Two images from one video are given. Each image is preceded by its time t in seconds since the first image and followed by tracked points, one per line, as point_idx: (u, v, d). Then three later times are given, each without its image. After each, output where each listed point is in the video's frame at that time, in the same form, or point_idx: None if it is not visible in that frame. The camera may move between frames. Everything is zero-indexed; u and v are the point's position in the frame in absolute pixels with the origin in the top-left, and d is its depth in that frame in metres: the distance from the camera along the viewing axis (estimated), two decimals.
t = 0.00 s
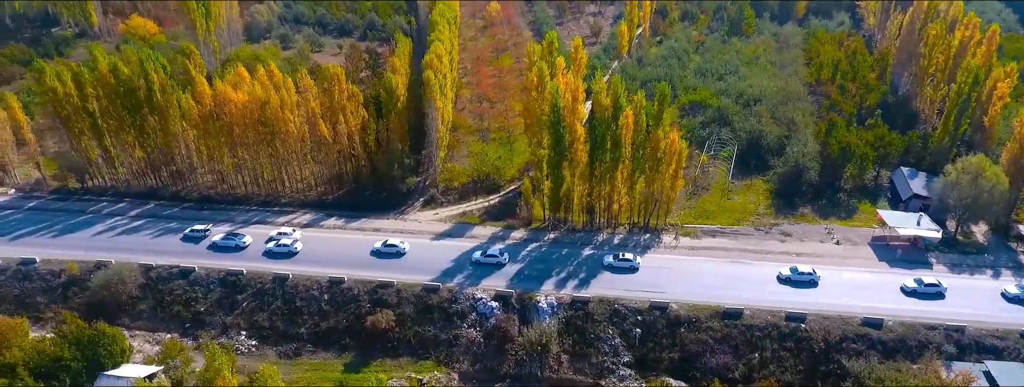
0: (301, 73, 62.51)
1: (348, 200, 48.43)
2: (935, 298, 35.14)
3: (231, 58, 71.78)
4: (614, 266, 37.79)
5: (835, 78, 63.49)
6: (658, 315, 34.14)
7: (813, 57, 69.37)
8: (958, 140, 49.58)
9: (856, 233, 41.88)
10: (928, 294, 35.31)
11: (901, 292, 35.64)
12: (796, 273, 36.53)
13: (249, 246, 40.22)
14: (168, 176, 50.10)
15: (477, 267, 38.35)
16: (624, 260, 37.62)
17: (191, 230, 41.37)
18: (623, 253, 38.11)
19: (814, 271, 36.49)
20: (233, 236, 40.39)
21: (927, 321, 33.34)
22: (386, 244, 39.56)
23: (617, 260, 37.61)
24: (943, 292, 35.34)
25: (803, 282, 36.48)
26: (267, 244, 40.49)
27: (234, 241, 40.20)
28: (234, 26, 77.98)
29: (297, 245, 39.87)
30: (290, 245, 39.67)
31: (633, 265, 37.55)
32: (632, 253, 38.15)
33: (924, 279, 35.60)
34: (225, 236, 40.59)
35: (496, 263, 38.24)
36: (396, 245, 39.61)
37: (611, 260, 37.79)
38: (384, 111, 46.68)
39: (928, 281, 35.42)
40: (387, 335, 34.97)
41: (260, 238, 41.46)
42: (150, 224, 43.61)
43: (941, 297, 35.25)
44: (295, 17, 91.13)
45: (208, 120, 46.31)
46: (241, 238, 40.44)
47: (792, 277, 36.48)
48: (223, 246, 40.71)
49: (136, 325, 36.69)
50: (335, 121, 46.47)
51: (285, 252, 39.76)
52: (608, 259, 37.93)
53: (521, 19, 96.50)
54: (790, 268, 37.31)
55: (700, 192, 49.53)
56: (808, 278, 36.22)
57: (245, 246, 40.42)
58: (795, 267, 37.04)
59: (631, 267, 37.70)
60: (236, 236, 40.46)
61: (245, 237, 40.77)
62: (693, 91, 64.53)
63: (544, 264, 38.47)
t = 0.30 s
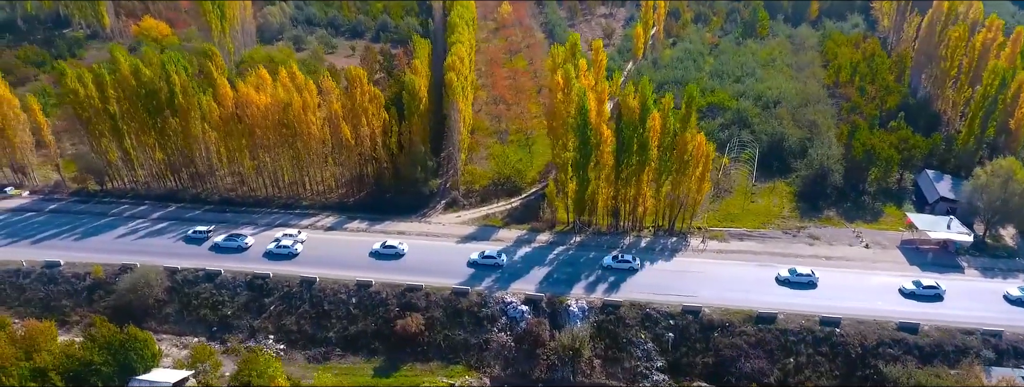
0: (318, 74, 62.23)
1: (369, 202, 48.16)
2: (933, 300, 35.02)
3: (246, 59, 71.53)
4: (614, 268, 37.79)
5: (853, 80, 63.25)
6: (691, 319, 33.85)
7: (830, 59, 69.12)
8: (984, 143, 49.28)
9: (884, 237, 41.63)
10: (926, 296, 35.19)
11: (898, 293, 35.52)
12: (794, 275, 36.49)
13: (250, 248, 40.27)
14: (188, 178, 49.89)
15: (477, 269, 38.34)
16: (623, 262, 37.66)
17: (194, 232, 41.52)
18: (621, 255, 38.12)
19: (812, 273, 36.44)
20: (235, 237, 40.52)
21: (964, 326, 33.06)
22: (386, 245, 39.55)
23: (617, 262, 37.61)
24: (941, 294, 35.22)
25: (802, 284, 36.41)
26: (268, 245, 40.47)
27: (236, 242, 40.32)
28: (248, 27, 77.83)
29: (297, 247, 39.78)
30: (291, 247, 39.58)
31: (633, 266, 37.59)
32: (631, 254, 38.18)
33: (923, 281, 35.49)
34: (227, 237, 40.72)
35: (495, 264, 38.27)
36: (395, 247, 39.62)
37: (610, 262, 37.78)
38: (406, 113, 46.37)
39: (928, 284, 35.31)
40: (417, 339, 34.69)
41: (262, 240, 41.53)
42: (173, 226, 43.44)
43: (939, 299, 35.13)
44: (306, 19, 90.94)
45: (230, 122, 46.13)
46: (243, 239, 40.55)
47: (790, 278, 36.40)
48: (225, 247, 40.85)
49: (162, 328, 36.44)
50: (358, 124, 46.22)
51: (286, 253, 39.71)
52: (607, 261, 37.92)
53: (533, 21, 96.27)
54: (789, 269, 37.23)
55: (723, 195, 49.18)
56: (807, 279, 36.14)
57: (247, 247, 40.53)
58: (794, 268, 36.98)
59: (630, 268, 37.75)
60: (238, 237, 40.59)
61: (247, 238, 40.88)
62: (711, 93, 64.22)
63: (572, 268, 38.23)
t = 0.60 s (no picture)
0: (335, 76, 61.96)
1: (390, 205, 47.85)
2: (932, 302, 34.85)
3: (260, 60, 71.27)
4: (614, 270, 37.59)
5: (872, 82, 62.98)
6: (724, 324, 33.55)
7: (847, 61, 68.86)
8: (1009, 145, 48.97)
9: (913, 240, 41.37)
10: (925, 297, 35.05)
11: (897, 295, 35.45)
12: (792, 276, 36.42)
13: (252, 249, 40.17)
14: (208, 181, 49.62)
15: (475, 270, 38.30)
16: (623, 263, 37.48)
17: (195, 233, 41.38)
18: (620, 256, 37.94)
19: (811, 274, 36.35)
20: (237, 238, 40.42)
21: (1000, 331, 32.77)
22: (385, 246, 39.41)
23: (616, 264, 37.42)
24: (941, 296, 35.04)
25: (801, 285, 36.34)
26: (269, 246, 40.40)
27: (237, 243, 40.23)
28: (262, 29, 77.59)
29: (297, 248, 39.60)
30: (291, 248, 39.41)
31: (633, 268, 37.41)
32: (630, 256, 38.01)
33: (921, 283, 35.35)
34: (229, 238, 40.61)
35: (493, 265, 38.26)
36: (394, 248, 39.45)
37: (609, 264, 37.58)
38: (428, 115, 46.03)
39: (926, 285, 35.16)
40: (447, 343, 34.39)
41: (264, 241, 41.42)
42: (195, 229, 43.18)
43: (938, 301, 34.94)
44: (318, 20, 90.71)
45: (251, 124, 45.85)
46: (245, 240, 40.48)
47: (789, 279, 36.33)
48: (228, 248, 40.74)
49: (188, 332, 36.11)
50: (379, 126, 45.91)
51: (287, 254, 39.54)
52: (607, 263, 37.72)
53: (544, 22, 96.02)
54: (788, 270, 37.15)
55: (746, 197, 48.80)
56: (806, 281, 36.06)
57: (249, 248, 40.47)
58: (793, 269, 36.92)
59: (630, 269, 37.57)
60: (239, 238, 40.48)
61: (249, 239, 40.82)
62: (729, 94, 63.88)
63: (600, 271, 37.89)
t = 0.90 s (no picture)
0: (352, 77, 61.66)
1: (412, 208, 47.52)
2: (932, 303, 34.71)
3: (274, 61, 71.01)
4: (612, 271, 37.47)
5: (891, 83, 62.68)
6: (758, 328, 33.24)
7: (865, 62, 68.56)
8: None
9: (943, 244, 41.06)
10: (925, 298, 34.88)
11: (895, 296, 35.35)
12: (791, 277, 36.32)
13: (255, 250, 40.13)
14: (227, 183, 49.29)
15: (473, 271, 38.18)
16: (621, 265, 37.37)
17: (196, 234, 41.38)
18: (619, 258, 37.82)
19: (809, 274, 36.27)
20: (239, 239, 40.34)
21: None
22: (386, 247, 39.28)
23: (615, 265, 37.29)
24: (940, 297, 34.89)
25: (800, 286, 36.25)
26: (270, 247, 40.31)
27: (240, 244, 40.16)
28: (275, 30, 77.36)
29: (298, 249, 39.50)
30: (291, 249, 39.31)
31: (632, 270, 37.32)
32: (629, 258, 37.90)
33: (920, 284, 35.18)
34: (231, 239, 40.57)
35: (491, 266, 38.14)
36: (395, 249, 39.25)
37: (608, 266, 37.46)
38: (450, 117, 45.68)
39: (925, 286, 35.00)
40: (477, 348, 34.09)
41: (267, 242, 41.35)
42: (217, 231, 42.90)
43: (938, 302, 34.80)
44: (329, 21, 90.50)
45: (272, 126, 45.54)
46: (248, 241, 40.44)
47: (788, 280, 36.25)
48: (230, 250, 40.66)
49: (216, 336, 35.85)
50: (402, 128, 45.59)
51: (288, 255, 39.48)
52: (605, 265, 37.59)
53: (556, 23, 95.71)
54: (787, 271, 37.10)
55: (770, 200, 48.42)
56: (805, 281, 36.01)
57: (252, 249, 40.41)
58: (791, 270, 36.81)
59: (629, 271, 37.47)
60: (241, 239, 40.41)
61: (251, 240, 40.76)
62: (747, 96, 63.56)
63: (629, 275, 37.58)
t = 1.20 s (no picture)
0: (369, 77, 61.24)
1: (434, 210, 47.15)
2: (930, 304, 34.62)
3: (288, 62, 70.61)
4: (610, 273, 37.44)
5: (910, 84, 62.29)
6: (793, 333, 32.91)
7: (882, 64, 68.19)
8: None
9: (973, 247, 40.72)
10: (923, 300, 34.78)
11: (895, 298, 35.23)
12: (790, 278, 36.25)
13: (257, 251, 39.97)
14: (247, 184, 48.96)
15: (472, 273, 38.08)
16: (619, 267, 37.35)
17: (198, 236, 41.23)
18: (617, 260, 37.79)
19: (808, 275, 36.20)
20: (242, 240, 40.21)
21: None
22: (387, 248, 39.16)
23: (612, 266, 37.26)
24: (939, 298, 34.77)
25: (799, 287, 36.18)
26: (273, 248, 40.22)
27: (244, 245, 40.06)
28: (288, 30, 77.08)
29: (301, 250, 39.39)
30: (294, 250, 39.17)
31: (628, 271, 37.35)
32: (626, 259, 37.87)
33: (918, 285, 35.07)
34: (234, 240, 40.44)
35: (491, 267, 38.08)
36: (397, 251, 39.08)
37: (606, 267, 37.42)
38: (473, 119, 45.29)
39: (924, 288, 34.87)
40: (508, 352, 33.77)
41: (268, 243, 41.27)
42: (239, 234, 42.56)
43: (936, 303, 34.70)
44: (340, 21, 90.19)
45: (294, 127, 45.17)
46: (251, 242, 40.34)
47: (787, 281, 36.19)
48: (233, 251, 40.55)
49: (243, 340, 35.54)
50: (424, 129, 45.21)
51: (290, 256, 39.35)
52: (603, 266, 37.53)
53: (567, 23, 95.30)
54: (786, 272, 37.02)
55: (794, 202, 48.06)
56: (804, 282, 35.94)
57: (254, 250, 40.30)
58: (790, 271, 36.72)
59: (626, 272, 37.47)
60: (244, 240, 40.29)
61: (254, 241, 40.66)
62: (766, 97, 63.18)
63: (658, 278, 37.25)
